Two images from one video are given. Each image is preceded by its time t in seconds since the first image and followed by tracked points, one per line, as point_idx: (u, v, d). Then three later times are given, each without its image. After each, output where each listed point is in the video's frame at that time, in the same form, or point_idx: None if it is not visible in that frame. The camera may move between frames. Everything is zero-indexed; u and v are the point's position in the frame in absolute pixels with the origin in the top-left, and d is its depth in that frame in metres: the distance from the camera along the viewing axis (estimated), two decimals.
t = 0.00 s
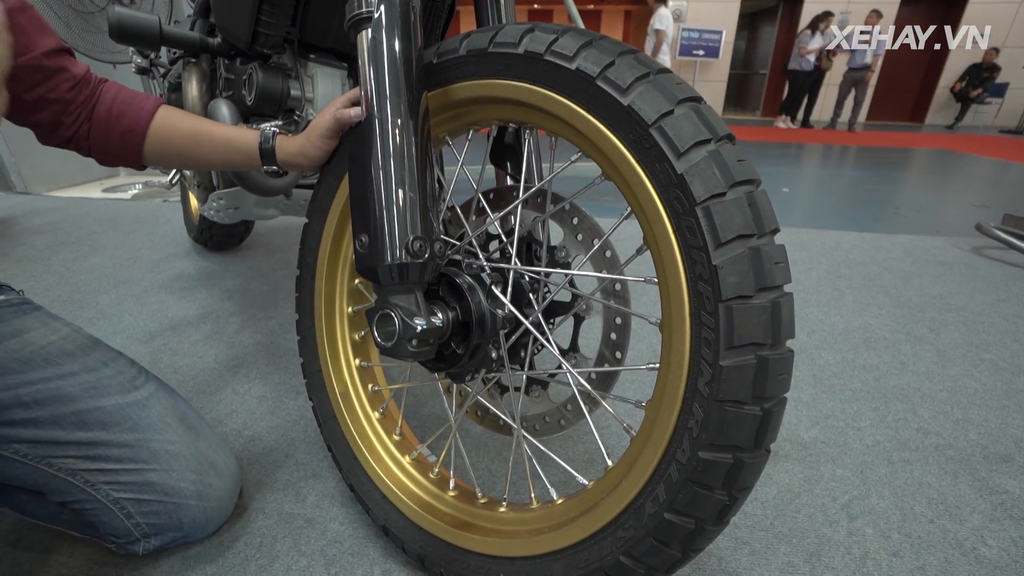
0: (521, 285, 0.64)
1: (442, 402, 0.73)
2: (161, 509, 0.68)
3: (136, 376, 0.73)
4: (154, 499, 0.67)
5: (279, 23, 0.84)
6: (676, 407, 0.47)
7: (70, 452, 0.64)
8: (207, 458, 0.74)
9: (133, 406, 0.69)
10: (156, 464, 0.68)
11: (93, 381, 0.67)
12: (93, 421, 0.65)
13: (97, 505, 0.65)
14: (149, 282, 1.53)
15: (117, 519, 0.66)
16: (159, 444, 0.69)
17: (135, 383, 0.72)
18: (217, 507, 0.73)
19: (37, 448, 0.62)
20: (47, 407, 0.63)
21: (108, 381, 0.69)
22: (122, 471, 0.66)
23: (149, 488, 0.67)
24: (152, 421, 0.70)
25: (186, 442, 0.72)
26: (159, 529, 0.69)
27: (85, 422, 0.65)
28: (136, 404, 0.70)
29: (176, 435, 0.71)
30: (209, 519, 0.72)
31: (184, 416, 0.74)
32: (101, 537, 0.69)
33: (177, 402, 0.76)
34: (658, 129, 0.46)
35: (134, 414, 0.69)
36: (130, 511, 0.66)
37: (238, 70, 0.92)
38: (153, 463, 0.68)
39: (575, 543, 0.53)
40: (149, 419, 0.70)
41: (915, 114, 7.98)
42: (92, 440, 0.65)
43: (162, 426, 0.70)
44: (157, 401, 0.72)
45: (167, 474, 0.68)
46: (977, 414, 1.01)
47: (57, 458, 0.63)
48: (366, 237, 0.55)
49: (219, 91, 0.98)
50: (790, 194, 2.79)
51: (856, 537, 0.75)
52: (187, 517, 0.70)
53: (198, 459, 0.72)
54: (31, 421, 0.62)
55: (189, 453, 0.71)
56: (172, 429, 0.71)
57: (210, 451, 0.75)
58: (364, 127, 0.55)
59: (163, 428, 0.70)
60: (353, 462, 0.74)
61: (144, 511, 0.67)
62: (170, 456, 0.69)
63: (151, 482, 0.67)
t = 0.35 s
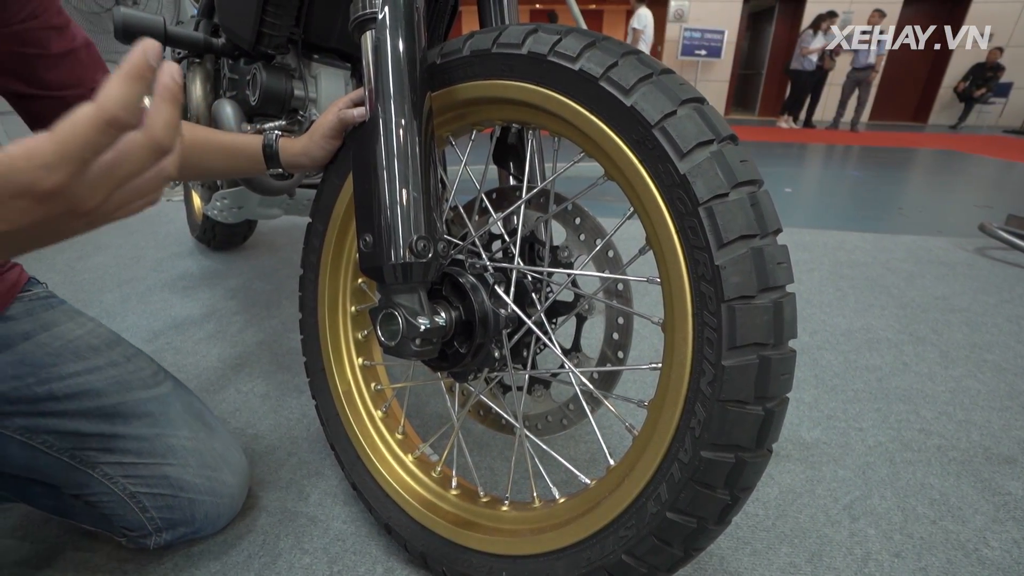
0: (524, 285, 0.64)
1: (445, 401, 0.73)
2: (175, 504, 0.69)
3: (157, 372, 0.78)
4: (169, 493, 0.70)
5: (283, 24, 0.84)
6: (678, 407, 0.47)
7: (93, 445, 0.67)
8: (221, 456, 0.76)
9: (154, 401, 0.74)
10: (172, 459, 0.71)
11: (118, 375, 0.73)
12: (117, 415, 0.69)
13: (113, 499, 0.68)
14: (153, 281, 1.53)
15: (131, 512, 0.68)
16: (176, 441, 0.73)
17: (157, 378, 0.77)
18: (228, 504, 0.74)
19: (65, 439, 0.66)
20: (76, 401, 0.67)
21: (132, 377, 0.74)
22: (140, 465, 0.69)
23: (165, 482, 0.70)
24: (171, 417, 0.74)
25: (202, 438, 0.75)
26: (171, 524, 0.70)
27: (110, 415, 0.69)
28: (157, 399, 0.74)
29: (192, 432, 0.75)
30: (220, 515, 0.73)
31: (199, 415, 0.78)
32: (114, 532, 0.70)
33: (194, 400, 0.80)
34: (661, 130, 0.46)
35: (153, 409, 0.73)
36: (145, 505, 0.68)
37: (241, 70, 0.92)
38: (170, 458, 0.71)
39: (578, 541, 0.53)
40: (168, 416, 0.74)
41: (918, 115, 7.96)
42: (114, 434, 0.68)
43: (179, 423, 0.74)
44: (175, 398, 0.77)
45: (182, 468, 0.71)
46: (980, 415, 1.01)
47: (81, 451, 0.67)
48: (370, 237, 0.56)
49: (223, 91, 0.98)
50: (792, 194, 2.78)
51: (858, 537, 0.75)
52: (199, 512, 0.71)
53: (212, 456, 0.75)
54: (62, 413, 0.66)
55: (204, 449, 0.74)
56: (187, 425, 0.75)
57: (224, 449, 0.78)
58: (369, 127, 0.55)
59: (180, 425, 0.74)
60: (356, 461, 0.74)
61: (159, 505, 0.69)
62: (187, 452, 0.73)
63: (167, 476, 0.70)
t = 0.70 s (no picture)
0: (527, 287, 0.64)
1: (448, 402, 0.73)
2: (188, 501, 0.71)
3: (172, 372, 0.79)
4: (182, 491, 0.71)
5: (289, 26, 0.84)
6: (680, 410, 0.47)
7: (111, 440, 0.69)
8: (233, 454, 0.78)
9: (171, 400, 0.76)
10: (186, 457, 0.73)
11: (139, 375, 0.73)
12: (135, 411, 0.71)
13: (127, 494, 0.69)
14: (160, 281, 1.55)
15: (144, 509, 0.69)
16: (191, 439, 0.75)
17: (172, 378, 0.78)
18: (239, 503, 0.75)
19: (84, 434, 0.67)
20: (99, 396, 0.68)
21: (150, 376, 0.75)
22: (155, 462, 0.70)
23: (179, 479, 0.71)
24: (186, 416, 0.76)
25: (216, 438, 0.78)
26: (183, 520, 0.71)
27: (129, 412, 0.70)
28: (173, 398, 0.76)
29: (207, 431, 0.77)
30: (230, 513, 0.74)
31: (213, 414, 0.81)
32: (125, 528, 0.71)
33: (206, 399, 0.82)
34: (663, 134, 0.47)
35: (170, 408, 0.75)
36: (159, 502, 0.70)
37: (248, 72, 0.92)
38: (184, 456, 0.73)
39: (581, 542, 0.53)
40: (183, 415, 0.76)
41: (926, 115, 7.91)
42: (132, 429, 0.70)
43: (195, 422, 0.77)
44: (189, 397, 0.79)
45: (196, 466, 0.73)
46: (986, 418, 1.01)
47: (99, 446, 0.68)
48: (375, 239, 0.56)
49: (229, 94, 0.98)
50: (798, 195, 2.77)
51: (861, 540, 0.75)
52: (211, 510, 0.72)
53: (225, 455, 0.77)
54: (84, 408, 0.67)
55: (217, 448, 0.76)
56: (200, 425, 0.77)
57: (237, 449, 0.79)
58: (374, 130, 0.56)
59: (196, 424, 0.77)
60: (361, 461, 0.75)
61: (172, 502, 0.70)
62: (201, 450, 0.74)
63: (181, 474, 0.72)
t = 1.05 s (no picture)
0: (528, 291, 0.65)
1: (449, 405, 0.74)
2: (191, 502, 0.71)
3: (175, 375, 0.81)
4: (185, 493, 0.71)
5: (293, 32, 0.85)
6: (678, 416, 0.47)
7: (115, 444, 0.69)
8: (235, 456, 0.79)
9: (172, 404, 0.77)
10: (188, 460, 0.73)
11: (139, 377, 0.75)
12: (136, 415, 0.72)
13: (132, 497, 0.69)
14: (166, 281, 1.56)
15: (149, 510, 0.70)
16: (193, 441, 0.75)
17: (173, 382, 0.79)
18: (241, 504, 0.76)
19: (86, 439, 0.68)
20: (99, 402, 0.69)
21: (150, 380, 0.76)
22: (158, 465, 0.71)
23: (182, 481, 0.72)
24: (188, 419, 0.77)
25: (217, 439, 0.78)
26: (187, 522, 0.72)
27: (130, 416, 0.71)
28: (175, 401, 0.77)
29: (208, 433, 0.78)
30: (233, 514, 0.75)
31: (214, 416, 0.81)
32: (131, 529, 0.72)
33: (209, 403, 0.83)
34: (662, 142, 0.47)
35: (171, 411, 0.76)
36: (163, 503, 0.70)
37: (253, 77, 0.93)
38: (186, 458, 0.73)
39: (579, 546, 0.54)
40: (185, 418, 0.77)
41: (935, 115, 7.84)
42: (135, 433, 0.71)
43: (196, 424, 0.77)
44: (191, 400, 0.80)
45: (200, 468, 0.74)
46: (992, 425, 1.00)
47: (102, 450, 0.68)
48: (377, 245, 0.57)
49: (235, 97, 0.99)
50: (805, 197, 2.76)
51: (863, 547, 0.75)
52: (214, 511, 0.73)
53: (228, 457, 0.77)
54: (86, 413, 0.68)
55: (219, 451, 0.77)
56: (205, 428, 0.78)
57: (238, 450, 0.80)
58: (376, 137, 0.56)
59: (198, 426, 0.77)
60: (363, 463, 0.75)
61: (176, 503, 0.71)
62: (203, 453, 0.75)
63: (184, 476, 0.72)
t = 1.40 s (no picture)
0: (540, 294, 0.65)
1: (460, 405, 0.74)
2: (185, 500, 0.73)
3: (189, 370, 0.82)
4: (179, 490, 0.72)
5: (313, 35, 0.87)
6: (687, 422, 0.47)
7: (101, 445, 0.70)
8: (228, 452, 0.78)
9: (157, 401, 0.75)
10: (178, 458, 0.73)
11: (119, 378, 0.73)
12: (121, 416, 0.71)
13: (127, 494, 0.71)
14: (188, 277, 1.59)
15: (145, 507, 0.72)
16: (181, 439, 0.74)
17: (160, 378, 0.78)
18: (238, 499, 0.77)
19: (71, 441, 0.69)
20: (74, 403, 0.69)
21: (134, 378, 0.75)
22: (148, 465, 0.71)
23: (173, 480, 0.72)
24: (175, 415, 0.75)
25: (207, 436, 0.77)
26: (185, 518, 0.74)
27: (111, 417, 0.70)
28: (160, 398, 0.75)
29: (198, 430, 0.76)
30: (230, 510, 0.76)
31: (206, 410, 0.79)
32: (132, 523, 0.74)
33: (201, 396, 0.81)
34: (675, 148, 0.47)
35: (155, 409, 0.74)
36: (157, 501, 0.72)
37: (274, 78, 0.95)
38: (176, 457, 0.73)
39: (587, 549, 0.54)
40: (172, 414, 0.75)
41: (964, 118, 7.65)
42: (119, 434, 0.70)
43: (185, 421, 0.76)
44: (180, 396, 0.78)
45: (190, 468, 0.73)
46: (1016, 438, 0.98)
47: (89, 451, 0.69)
48: (391, 247, 0.57)
49: (256, 98, 1.01)
50: (827, 201, 2.71)
51: (877, 559, 0.74)
52: (210, 508, 0.74)
53: (219, 454, 0.77)
54: (64, 416, 0.68)
55: (209, 447, 0.76)
56: (208, 424, 0.78)
57: (231, 445, 0.79)
58: (391, 140, 0.57)
59: (186, 422, 0.76)
60: (374, 460, 0.76)
61: (171, 501, 0.72)
62: (192, 451, 0.74)
63: (175, 475, 0.72)
